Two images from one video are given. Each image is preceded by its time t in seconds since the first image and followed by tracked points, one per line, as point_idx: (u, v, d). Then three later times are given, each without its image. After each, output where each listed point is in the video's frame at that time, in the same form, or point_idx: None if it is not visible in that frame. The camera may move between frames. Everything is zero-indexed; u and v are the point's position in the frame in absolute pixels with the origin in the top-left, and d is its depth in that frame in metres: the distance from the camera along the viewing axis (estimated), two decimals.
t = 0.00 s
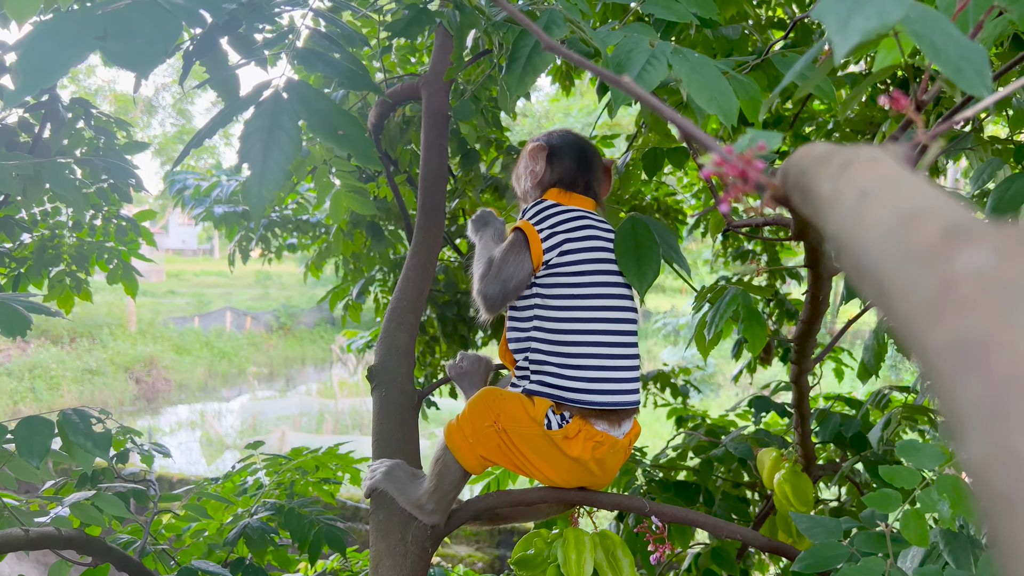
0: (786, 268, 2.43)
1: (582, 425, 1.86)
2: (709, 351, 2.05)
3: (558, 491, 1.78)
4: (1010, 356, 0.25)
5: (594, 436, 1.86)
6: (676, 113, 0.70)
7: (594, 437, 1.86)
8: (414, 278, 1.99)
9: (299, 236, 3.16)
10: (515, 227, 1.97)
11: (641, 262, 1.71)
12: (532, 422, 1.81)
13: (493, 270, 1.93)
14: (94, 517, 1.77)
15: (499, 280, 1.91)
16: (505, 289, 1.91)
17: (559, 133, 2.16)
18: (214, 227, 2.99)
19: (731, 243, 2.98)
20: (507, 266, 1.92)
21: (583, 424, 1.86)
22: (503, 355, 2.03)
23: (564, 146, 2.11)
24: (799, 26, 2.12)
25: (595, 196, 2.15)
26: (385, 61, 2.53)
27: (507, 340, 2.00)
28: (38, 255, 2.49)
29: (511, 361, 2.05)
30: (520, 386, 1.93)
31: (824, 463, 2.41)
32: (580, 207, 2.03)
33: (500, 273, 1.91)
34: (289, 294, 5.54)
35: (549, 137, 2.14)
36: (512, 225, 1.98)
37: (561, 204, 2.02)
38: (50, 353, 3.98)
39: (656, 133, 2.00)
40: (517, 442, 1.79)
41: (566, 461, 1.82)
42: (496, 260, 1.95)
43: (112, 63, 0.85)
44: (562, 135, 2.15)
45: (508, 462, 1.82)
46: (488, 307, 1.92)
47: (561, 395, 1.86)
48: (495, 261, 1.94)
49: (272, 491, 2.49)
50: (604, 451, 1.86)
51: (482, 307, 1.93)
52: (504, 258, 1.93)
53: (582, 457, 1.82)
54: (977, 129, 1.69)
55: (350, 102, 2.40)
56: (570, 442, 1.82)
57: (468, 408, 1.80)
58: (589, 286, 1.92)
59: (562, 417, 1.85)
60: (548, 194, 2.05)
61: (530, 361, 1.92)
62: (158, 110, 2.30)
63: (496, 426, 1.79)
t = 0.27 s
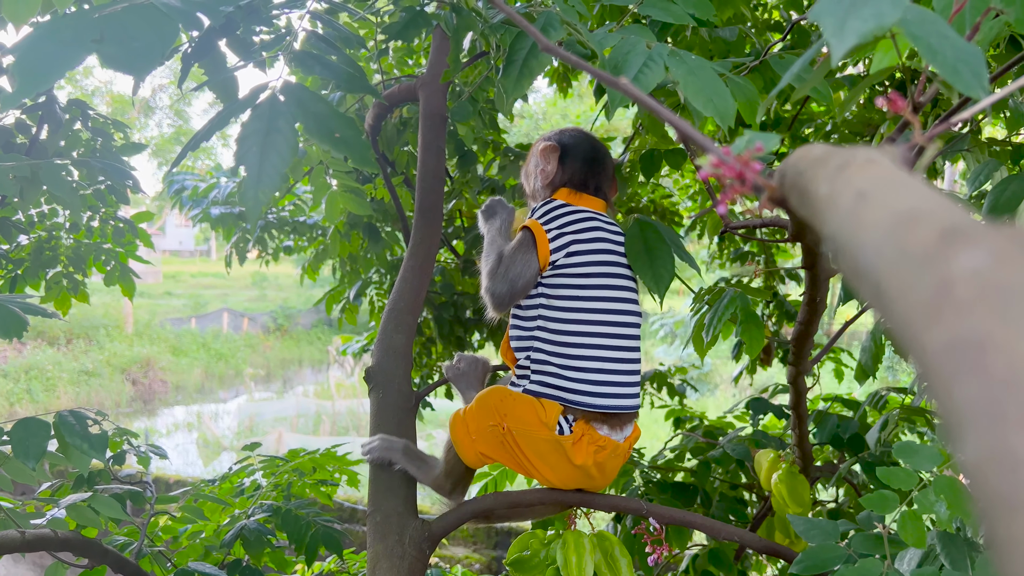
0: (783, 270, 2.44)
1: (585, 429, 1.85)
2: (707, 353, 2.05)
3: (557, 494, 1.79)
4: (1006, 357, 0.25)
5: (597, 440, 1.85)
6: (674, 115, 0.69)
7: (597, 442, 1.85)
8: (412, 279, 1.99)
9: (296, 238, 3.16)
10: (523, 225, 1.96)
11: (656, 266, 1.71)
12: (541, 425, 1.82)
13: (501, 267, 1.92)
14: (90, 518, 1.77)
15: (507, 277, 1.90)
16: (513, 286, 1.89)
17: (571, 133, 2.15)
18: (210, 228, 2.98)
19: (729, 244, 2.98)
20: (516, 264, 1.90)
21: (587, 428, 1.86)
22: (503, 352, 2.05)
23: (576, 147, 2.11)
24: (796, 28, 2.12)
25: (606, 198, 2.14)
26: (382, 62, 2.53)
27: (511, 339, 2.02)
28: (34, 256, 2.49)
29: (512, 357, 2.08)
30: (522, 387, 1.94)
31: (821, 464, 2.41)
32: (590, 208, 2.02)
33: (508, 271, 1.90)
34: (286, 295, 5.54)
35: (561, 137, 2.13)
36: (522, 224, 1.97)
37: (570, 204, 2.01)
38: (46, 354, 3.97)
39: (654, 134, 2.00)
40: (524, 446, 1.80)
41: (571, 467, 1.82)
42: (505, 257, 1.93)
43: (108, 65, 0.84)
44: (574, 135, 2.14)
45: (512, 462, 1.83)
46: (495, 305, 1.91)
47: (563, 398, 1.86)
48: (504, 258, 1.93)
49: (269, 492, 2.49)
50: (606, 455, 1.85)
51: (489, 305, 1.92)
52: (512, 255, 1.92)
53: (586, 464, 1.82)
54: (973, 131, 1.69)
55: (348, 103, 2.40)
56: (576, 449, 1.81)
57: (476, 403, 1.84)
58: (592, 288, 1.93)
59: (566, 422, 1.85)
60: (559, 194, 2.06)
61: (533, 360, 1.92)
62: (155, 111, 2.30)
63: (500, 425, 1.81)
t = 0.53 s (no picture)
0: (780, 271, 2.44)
1: (564, 429, 1.89)
2: (704, 354, 2.06)
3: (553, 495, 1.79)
4: (1003, 359, 0.25)
5: (577, 440, 1.89)
6: (671, 118, 0.69)
7: (576, 442, 1.89)
8: (409, 281, 1.99)
9: (293, 239, 3.15)
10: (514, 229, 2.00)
11: (648, 268, 1.70)
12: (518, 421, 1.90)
13: (494, 274, 1.98)
14: (87, 521, 1.76)
15: (501, 282, 1.96)
16: (507, 291, 1.95)
17: (562, 133, 2.16)
18: (207, 229, 2.98)
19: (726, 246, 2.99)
20: (508, 268, 1.96)
21: (567, 428, 1.90)
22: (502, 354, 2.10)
23: (566, 147, 2.12)
24: (793, 30, 2.13)
25: (597, 198, 2.16)
26: (379, 64, 2.53)
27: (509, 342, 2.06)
28: (31, 258, 2.48)
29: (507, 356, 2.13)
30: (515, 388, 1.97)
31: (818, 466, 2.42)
32: (580, 209, 2.04)
33: (501, 276, 1.96)
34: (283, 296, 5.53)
35: (551, 137, 2.14)
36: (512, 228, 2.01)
37: (560, 205, 2.03)
38: (42, 356, 3.96)
39: (651, 136, 2.01)
40: (501, 437, 1.89)
41: (545, 462, 1.87)
42: (497, 262, 1.99)
43: (104, 68, 0.85)
44: (565, 135, 2.15)
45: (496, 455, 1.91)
46: (491, 309, 1.98)
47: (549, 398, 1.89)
48: (496, 264, 1.98)
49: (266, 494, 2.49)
50: (588, 455, 1.88)
51: (486, 309, 1.98)
52: (503, 260, 1.97)
53: (561, 460, 1.86)
54: (970, 132, 1.69)
55: (345, 105, 2.40)
56: (548, 445, 1.87)
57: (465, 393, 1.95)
58: (580, 288, 1.94)
59: (544, 420, 1.91)
60: (549, 195, 2.07)
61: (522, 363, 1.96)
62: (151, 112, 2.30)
63: (482, 416, 1.91)
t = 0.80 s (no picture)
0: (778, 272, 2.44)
1: (556, 427, 1.89)
2: (702, 355, 2.06)
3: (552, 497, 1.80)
4: (1001, 360, 0.25)
5: (568, 436, 1.89)
6: (668, 119, 0.69)
7: (568, 438, 1.88)
8: (406, 282, 1.99)
9: (290, 240, 3.15)
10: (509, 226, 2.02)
11: (630, 270, 1.71)
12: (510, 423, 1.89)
13: (493, 272, 1.98)
14: (84, 522, 1.75)
15: (500, 280, 1.97)
16: (506, 288, 1.96)
17: (555, 139, 2.19)
18: (204, 231, 2.97)
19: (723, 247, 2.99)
20: (507, 265, 1.97)
21: (558, 425, 1.89)
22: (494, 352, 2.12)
23: (560, 150, 2.15)
24: (791, 31, 2.13)
25: (589, 200, 2.17)
26: (377, 65, 2.53)
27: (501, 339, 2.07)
28: (28, 259, 2.47)
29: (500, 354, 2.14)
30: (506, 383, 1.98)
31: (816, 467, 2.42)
32: (573, 208, 2.06)
33: (500, 273, 1.97)
34: (281, 297, 5.52)
35: (545, 142, 2.17)
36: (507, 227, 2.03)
37: (553, 203, 2.06)
38: (40, 357, 3.96)
39: (648, 137, 2.01)
40: (496, 440, 1.88)
41: (537, 462, 1.87)
42: (494, 260, 2.00)
43: (102, 68, 0.85)
44: (558, 140, 2.18)
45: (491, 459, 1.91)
46: (490, 307, 1.98)
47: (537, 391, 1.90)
48: (494, 262, 1.99)
49: (264, 496, 2.48)
50: (580, 452, 1.88)
51: (485, 307, 1.99)
52: (501, 258, 1.98)
53: (554, 459, 1.86)
54: (967, 134, 1.69)
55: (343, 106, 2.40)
56: (541, 444, 1.86)
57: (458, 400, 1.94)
58: (571, 282, 1.95)
59: (536, 419, 1.90)
60: (543, 195, 2.10)
61: (514, 358, 1.96)
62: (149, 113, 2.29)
63: (475, 421, 1.91)
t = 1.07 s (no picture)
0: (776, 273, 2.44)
1: (554, 428, 1.90)
2: (701, 356, 2.06)
3: (553, 496, 1.80)
4: (998, 360, 0.25)
5: (566, 438, 1.89)
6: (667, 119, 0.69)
7: (566, 440, 1.89)
8: (406, 283, 1.99)
9: (289, 241, 3.14)
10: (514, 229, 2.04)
11: (640, 270, 1.71)
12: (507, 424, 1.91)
13: (500, 275, 1.98)
14: (84, 522, 1.75)
15: (507, 284, 1.97)
16: (514, 292, 1.97)
17: (556, 142, 2.21)
18: (203, 231, 2.97)
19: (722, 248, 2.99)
20: (514, 269, 1.97)
21: (556, 427, 1.90)
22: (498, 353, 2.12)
23: (561, 152, 2.16)
24: (789, 32, 2.13)
25: (593, 201, 2.18)
26: (376, 66, 2.53)
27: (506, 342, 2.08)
28: (26, 259, 2.47)
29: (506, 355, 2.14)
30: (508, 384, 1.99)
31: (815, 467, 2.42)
32: (578, 209, 2.06)
33: (507, 277, 1.97)
34: (280, 298, 5.52)
35: (547, 146, 2.19)
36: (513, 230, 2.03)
37: (559, 206, 2.07)
38: (38, 358, 3.96)
39: (647, 139, 2.01)
40: (496, 443, 1.90)
41: (536, 463, 1.87)
42: (501, 263, 2.00)
43: (101, 69, 0.85)
44: (559, 143, 2.19)
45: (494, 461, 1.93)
46: (499, 311, 1.99)
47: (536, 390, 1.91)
48: (501, 265, 1.99)
49: (263, 497, 2.48)
50: (579, 453, 1.88)
51: (494, 311, 1.99)
52: (508, 261, 1.98)
53: (552, 460, 1.86)
54: (965, 135, 1.70)
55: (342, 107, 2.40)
56: (540, 445, 1.87)
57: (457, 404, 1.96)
58: (575, 283, 1.96)
59: (535, 420, 1.91)
60: (548, 197, 2.11)
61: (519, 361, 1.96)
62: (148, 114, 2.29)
63: (475, 424, 1.93)
